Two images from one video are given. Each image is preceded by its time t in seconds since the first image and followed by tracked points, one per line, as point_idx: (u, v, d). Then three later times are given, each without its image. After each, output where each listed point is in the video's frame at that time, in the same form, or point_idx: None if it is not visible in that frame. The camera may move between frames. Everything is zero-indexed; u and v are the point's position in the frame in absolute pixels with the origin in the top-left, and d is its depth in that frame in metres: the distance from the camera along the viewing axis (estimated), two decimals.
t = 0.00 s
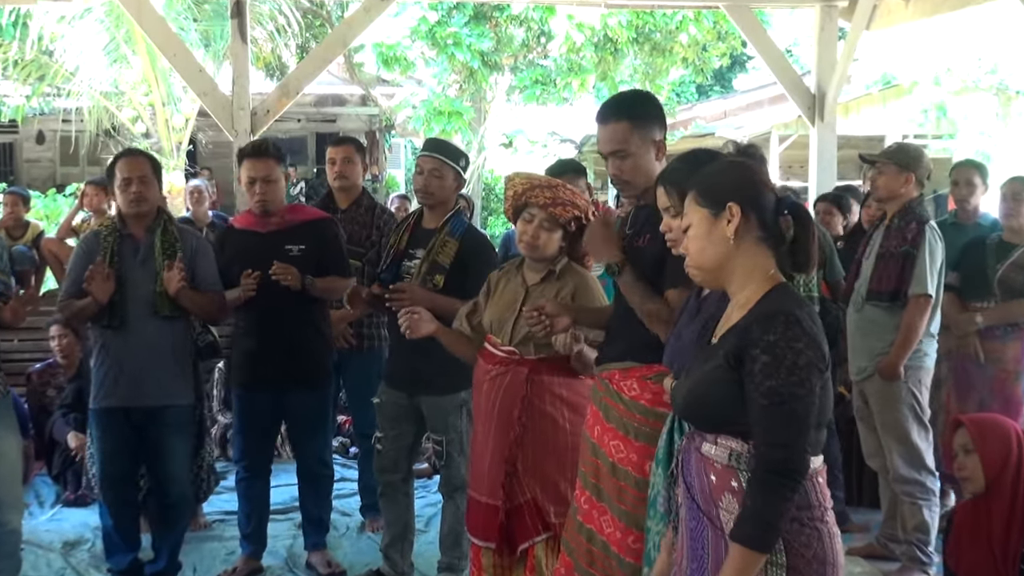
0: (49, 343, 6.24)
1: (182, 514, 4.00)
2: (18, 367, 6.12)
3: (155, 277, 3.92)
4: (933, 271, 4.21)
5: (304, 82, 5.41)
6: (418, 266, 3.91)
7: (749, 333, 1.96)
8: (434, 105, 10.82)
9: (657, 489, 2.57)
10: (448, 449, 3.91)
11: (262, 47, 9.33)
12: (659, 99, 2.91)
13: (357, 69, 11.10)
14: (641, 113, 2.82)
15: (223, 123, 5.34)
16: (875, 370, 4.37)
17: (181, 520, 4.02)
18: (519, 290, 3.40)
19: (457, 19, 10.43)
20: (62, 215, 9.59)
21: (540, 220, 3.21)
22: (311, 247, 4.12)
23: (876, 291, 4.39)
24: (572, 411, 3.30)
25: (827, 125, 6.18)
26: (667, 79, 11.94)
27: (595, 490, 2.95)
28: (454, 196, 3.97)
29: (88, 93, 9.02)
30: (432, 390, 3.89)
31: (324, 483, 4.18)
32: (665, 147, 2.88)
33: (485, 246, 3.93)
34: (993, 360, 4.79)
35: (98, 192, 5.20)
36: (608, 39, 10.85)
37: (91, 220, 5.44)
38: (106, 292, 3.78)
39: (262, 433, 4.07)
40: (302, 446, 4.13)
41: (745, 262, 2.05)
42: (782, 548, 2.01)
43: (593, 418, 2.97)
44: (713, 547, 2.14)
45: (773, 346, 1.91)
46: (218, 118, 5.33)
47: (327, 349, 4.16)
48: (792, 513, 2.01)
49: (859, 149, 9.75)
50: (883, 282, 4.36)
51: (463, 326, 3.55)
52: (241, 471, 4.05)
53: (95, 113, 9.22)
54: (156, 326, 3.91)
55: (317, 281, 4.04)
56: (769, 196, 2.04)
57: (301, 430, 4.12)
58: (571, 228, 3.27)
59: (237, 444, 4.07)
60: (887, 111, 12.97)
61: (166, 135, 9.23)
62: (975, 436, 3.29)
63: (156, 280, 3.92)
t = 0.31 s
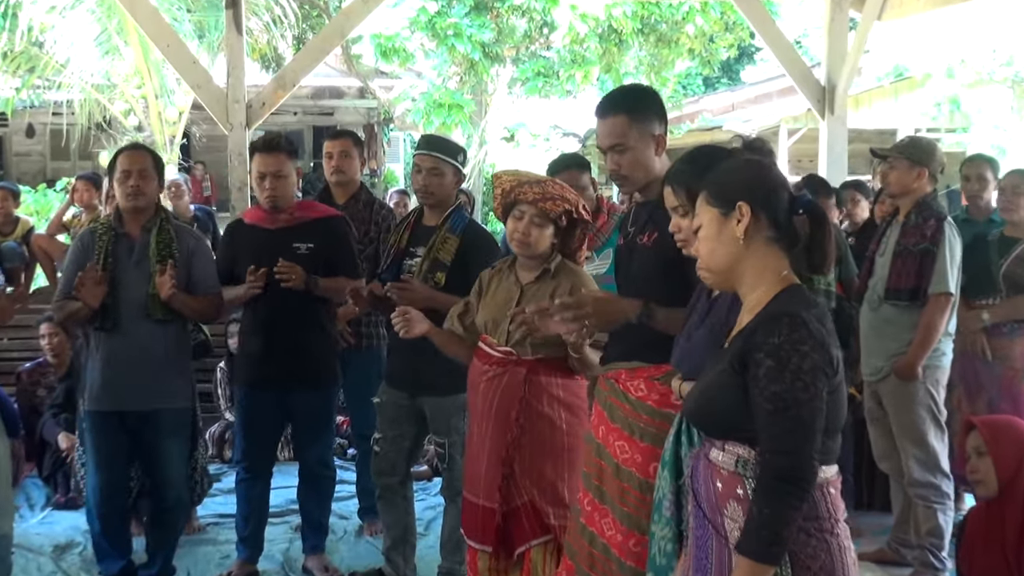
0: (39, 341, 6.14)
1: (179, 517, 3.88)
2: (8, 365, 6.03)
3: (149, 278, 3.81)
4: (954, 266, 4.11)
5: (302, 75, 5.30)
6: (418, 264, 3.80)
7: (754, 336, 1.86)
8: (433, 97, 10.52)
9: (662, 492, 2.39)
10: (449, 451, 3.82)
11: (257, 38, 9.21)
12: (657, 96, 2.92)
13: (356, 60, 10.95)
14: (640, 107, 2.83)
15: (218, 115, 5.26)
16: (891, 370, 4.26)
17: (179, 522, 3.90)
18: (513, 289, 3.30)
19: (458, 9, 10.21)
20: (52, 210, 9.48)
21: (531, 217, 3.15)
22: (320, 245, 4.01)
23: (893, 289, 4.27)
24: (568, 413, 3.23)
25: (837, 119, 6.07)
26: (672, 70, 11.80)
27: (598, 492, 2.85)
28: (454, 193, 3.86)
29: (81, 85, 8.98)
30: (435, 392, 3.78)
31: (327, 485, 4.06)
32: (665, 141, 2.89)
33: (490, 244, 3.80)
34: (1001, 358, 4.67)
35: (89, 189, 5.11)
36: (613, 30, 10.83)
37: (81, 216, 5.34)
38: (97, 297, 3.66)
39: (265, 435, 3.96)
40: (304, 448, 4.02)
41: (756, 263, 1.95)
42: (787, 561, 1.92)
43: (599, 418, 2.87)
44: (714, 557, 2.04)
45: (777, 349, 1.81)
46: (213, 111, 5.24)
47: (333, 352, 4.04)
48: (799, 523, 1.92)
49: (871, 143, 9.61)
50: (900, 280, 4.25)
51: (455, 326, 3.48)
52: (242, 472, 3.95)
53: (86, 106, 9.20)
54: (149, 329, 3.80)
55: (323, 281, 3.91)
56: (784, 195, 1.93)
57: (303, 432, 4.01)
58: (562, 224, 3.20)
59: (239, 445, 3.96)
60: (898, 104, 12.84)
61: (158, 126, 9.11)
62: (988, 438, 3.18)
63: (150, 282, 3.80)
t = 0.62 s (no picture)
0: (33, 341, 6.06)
1: (174, 522, 3.78)
2: (2, 365, 5.93)
3: (144, 276, 3.68)
4: (971, 264, 4.01)
5: (301, 69, 5.21)
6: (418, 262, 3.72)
7: (754, 337, 1.88)
8: (436, 92, 10.51)
9: (672, 498, 2.33)
10: (449, 453, 3.71)
11: (256, 31, 9.08)
12: (660, 95, 2.89)
13: (357, 54, 10.70)
14: (643, 109, 2.80)
15: (216, 110, 5.16)
16: (909, 371, 4.16)
17: (173, 528, 3.80)
18: (513, 289, 3.20)
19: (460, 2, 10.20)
20: (46, 208, 9.40)
21: (529, 214, 3.06)
22: (330, 244, 3.88)
23: (911, 288, 4.16)
24: (571, 413, 3.13)
25: (850, 114, 5.95)
26: (682, 64, 11.50)
27: (608, 496, 2.76)
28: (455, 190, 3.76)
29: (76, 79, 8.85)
30: (434, 393, 3.68)
31: (330, 489, 3.95)
32: (667, 142, 2.85)
33: (491, 243, 3.70)
34: (1010, 357, 4.50)
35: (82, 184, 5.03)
36: (620, 23, 10.60)
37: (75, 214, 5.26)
38: (91, 295, 3.53)
39: (270, 437, 3.86)
40: (308, 452, 3.91)
41: (765, 262, 1.94)
42: (784, 567, 1.92)
43: (607, 421, 2.80)
44: (717, 562, 2.09)
45: (772, 351, 1.82)
46: (210, 106, 5.15)
47: (344, 357, 3.94)
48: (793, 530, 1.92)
49: (886, 139, 9.47)
50: (917, 279, 4.14)
51: (454, 327, 3.38)
52: (243, 475, 3.85)
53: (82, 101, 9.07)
54: (143, 328, 3.67)
55: (329, 282, 3.79)
56: (794, 194, 1.92)
57: (308, 435, 3.90)
58: (562, 220, 3.11)
59: (243, 446, 3.85)
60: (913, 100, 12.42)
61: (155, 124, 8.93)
62: (1005, 442, 3.05)
63: (145, 280, 3.68)
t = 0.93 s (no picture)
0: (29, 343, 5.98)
1: (169, 527, 3.70)
2: None
3: (137, 274, 3.57)
4: (988, 260, 3.90)
5: (298, 63, 5.11)
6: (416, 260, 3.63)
7: (748, 335, 1.84)
8: (437, 86, 10.33)
9: (687, 501, 2.25)
10: (449, 456, 3.59)
11: (253, 24, 9.00)
12: (671, 90, 2.81)
13: (356, 47, 10.42)
14: (649, 100, 2.73)
15: (212, 106, 5.08)
16: (926, 370, 4.05)
17: (168, 533, 3.71)
18: (513, 288, 3.10)
19: None
20: (38, 205, 9.31)
21: (527, 209, 2.95)
22: (338, 244, 3.77)
23: (926, 285, 4.05)
24: (574, 415, 3.02)
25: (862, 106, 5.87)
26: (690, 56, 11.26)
27: (613, 500, 2.70)
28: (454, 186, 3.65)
29: (67, 74, 8.81)
30: (434, 393, 3.58)
31: (329, 492, 3.83)
32: (672, 137, 2.78)
33: (491, 238, 3.60)
34: None
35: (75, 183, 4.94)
36: (627, 14, 10.38)
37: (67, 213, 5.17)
38: (81, 292, 3.42)
39: (274, 439, 3.74)
40: (309, 453, 3.82)
41: (769, 256, 1.89)
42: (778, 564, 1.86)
43: (613, 423, 2.73)
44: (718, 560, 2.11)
45: (764, 350, 1.78)
46: (206, 102, 5.06)
47: (349, 359, 3.83)
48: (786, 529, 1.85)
49: (900, 131, 9.32)
50: (932, 276, 4.03)
51: (455, 326, 3.27)
52: (245, 479, 3.73)
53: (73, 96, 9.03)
54: (134, 327, 3.56)
55: (330, 281, 3.68)
56: (801, 186, 1.85)
57: (310, 438, 3.80)
58: (561, 215, 3.00)
59: (246, 448, 3.74)
60: (925, 91, 12.38)
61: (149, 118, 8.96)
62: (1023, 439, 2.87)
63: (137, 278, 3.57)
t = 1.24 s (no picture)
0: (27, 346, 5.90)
1: (167, 534, 3.60)
2: None
3: (133, 275, 3.48)
4: (1005, 258, 3.80)
5: (298, 58, 5.02)
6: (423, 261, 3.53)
7: (758, 334, 1.77)
8: (440, 82, 10.20)
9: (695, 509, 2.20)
10: (457, 459, 3.50)
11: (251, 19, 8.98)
12: (684, 86, 2.74)
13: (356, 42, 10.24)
14: (659, 94, 2.65)
15: (210, 103, 5.00)
16: (942, 371, 3.94)
17: (166, 540, 3.62)
18: (517, 288, 3.01)
19: None
20: (32, 205, 9.24)
21: (530, 208, 2.86)
22: (344, 245, 3.68)
23: (942, 284, 3.94)
24: (579, 417, 2.92)
25: (877, 101, 5.74)
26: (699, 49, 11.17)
27: (618, 506, 2.61)
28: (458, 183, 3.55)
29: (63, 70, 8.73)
30: (442, 395, 3.49)
31: (332, 498, 3.74)
32: (681, 132, 2.69)
33: (497, 237, 3.51)
34: None
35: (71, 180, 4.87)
36: (634, 7, 10.22)
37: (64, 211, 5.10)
38: (76, 293, 3.35)
39: (275, 443, 3.65)
40: (308, 458, 3.73)
41: (778, 253, 1.83)
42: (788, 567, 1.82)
43: (617, 427, 2.65)
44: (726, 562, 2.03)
45: (776, 349, 1.72)
46: (204, 98, 4.99)
47: (354, 362, 3.74)
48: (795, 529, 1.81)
49: (915, 126, 9.18)
50: (948, 274, 3.92)
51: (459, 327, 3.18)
52: (245, 484, 3.63)
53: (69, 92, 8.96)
54: (130, 329, 3.47)
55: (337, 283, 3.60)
56: (811, 181, 1.80)
57: (311, 441, 3.71)
58: (565, 213, 2.90)
59: (245, 453, 3.65)
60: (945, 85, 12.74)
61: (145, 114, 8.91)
62: None
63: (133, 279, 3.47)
